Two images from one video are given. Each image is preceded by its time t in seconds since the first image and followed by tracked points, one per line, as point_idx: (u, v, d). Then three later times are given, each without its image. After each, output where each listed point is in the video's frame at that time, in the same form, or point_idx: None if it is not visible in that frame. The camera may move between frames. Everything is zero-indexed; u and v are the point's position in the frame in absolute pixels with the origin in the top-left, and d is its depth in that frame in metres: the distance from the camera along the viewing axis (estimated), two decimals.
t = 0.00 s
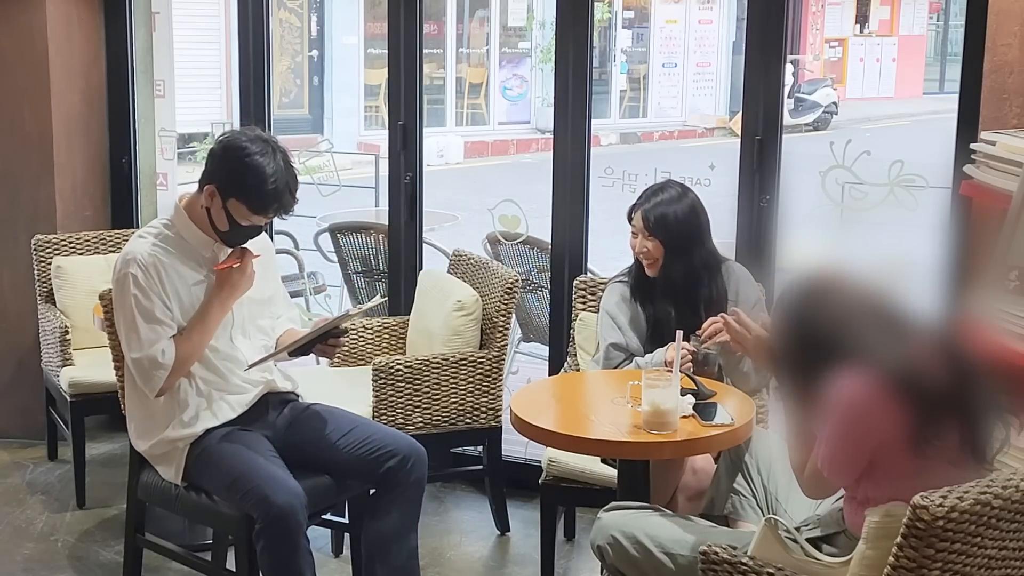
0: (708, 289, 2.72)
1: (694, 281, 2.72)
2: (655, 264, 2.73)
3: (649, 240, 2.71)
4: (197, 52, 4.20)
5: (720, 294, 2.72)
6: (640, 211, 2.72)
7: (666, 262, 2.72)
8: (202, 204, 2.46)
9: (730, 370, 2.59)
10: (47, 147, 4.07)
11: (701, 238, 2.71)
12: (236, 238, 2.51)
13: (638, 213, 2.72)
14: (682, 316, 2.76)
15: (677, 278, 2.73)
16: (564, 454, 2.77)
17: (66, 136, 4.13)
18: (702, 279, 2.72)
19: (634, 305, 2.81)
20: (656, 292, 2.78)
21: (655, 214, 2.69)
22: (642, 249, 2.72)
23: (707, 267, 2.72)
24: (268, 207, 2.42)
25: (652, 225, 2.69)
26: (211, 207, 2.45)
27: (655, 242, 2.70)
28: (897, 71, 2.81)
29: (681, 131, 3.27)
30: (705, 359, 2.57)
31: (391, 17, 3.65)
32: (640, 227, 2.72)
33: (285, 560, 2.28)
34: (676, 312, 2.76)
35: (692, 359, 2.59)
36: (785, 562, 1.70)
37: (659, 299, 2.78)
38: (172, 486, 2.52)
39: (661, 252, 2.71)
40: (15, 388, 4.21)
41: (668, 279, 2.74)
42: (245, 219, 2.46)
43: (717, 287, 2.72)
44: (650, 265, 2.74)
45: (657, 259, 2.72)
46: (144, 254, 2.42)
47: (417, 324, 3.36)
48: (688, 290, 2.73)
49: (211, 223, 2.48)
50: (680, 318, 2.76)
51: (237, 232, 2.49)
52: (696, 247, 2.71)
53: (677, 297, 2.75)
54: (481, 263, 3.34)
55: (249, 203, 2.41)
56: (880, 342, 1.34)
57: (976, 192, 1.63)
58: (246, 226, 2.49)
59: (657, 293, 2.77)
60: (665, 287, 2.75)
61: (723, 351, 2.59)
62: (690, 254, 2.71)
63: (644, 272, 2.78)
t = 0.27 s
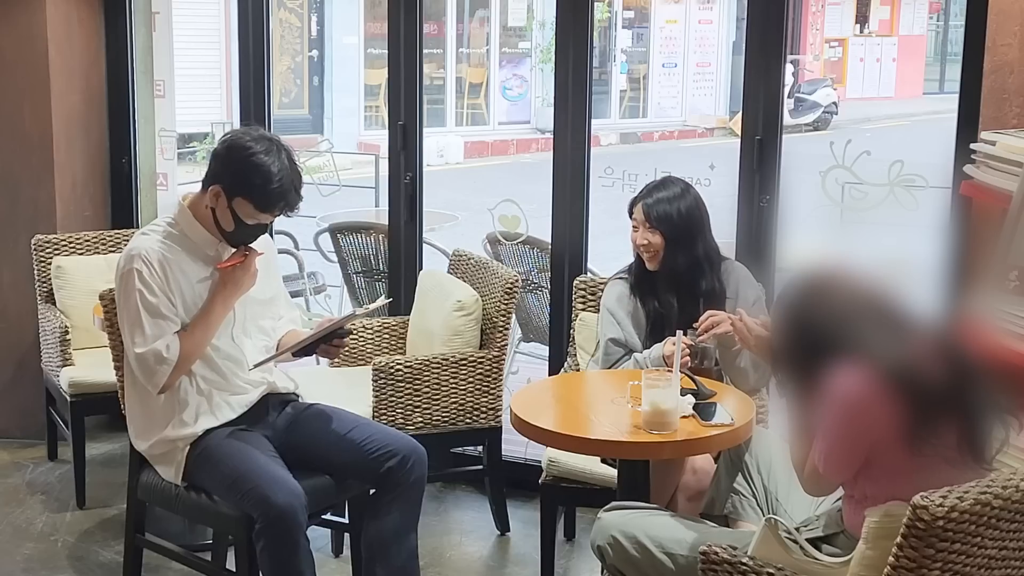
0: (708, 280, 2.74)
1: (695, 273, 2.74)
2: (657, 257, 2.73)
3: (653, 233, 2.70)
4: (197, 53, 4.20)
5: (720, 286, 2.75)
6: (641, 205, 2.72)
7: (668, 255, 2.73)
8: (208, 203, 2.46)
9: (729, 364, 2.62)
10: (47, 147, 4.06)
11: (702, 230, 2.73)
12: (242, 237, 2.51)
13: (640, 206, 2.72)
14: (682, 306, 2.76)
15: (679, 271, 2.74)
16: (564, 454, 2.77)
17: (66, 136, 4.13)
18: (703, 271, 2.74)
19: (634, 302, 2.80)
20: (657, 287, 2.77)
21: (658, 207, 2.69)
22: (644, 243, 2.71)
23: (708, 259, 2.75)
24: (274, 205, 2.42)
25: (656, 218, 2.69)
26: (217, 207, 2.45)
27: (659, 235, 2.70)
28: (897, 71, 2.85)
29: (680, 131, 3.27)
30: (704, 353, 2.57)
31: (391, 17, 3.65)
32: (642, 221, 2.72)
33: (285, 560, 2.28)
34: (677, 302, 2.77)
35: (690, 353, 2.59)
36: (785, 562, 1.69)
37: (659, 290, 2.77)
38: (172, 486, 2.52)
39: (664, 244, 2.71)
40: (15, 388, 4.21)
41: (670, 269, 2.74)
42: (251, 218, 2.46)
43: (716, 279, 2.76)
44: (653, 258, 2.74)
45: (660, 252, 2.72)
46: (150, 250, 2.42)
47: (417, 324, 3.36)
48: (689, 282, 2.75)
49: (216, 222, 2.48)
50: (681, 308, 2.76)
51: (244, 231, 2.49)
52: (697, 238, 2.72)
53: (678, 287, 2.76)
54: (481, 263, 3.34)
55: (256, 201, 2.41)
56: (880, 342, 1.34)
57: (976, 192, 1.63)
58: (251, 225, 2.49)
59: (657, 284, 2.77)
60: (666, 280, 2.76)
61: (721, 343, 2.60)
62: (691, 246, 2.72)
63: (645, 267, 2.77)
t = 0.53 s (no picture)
0: (707, 278, 2.74)
1: (694, 271, 2.74)
2: (656, 255, 2.73)
3: (652, 231, 2.71)
4: (197, 53, 4.20)
5: (719, 284, 2.75)
6: (641, 203, 2.73)
7: (667, 253, 2.73)
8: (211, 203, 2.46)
9: (727, 361, 2.62)
10: (47, 147, 4.06)
11: (702, 228, 2.72)
12: (252, 229, 2.50)
13: (640, 204, 2.73)
14: (681, 303, 2.76)
15: (678, 268, 2.73)
16: (564, 454, 2.77)
17: (66, 136, 4.13)
18: (702, 269, 2.74)
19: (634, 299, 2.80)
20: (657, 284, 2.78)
21: (657, 206, 2.70)
22: (643, 240, 2.72)
23: (708, 257, 2.74)
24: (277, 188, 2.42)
25: (655, 216, 2.69)
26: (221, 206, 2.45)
27: (658, 233, 2.70)
28: (897, 71, 2.84)
29: (681, 131, 3.27)
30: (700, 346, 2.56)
31: (391, 17, 3.65)
32: (642, 218, 2.72)
33: (285, 560, 2.28)
34: (675, 300, 2.76)
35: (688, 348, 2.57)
36: (785, 562, 1.70)
37: (658, 287, 2.77)
38: (172, 486, 2.52)
39: (663, 242, 2.71)
40: (15, 388, 4.21)
41: (669, 267, 2.74)
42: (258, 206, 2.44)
43: (716, 277, 2.75)
44: (652, 256, 2.74)
45: (660, 250, 2.72)
46: (155, 245, 2.42)
47: (417, 324, 3.36)
48: (688, 280, 2.74)
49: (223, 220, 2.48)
50: (679, 305, 2.76)
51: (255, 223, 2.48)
52: (697, 237, 2.72)
53: (676, 285, 2.76)
54: (481, 263, 3.34)
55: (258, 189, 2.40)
56: (880, 341, 1.34)
57: (976, 192, 1.63)
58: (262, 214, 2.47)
59: (657, 281, 2.77)
60: (665, 277, 2.76)
61: (718, 338, 2.60)
62: (690, 244, 2.72)
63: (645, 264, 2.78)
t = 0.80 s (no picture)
0: (706, 277, 2.73)
1: (692, 270, 2.74)
2: (655, 253, 2.73)
3: (652, 229, 2.71)
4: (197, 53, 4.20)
5: (718, 283, 2.74)
6: (641, 201, 2.73)
7: (666, 251, 2.73)
8: (215, 202, 2.49)
9: (727, 362, 2.62)
10: (47, 146, 4.06)
11: (702, 227, 2.72)
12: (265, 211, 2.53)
13: (639, 203, 2.73)
14: (679, 302, 2.76)
15: (677, 266, 2.73)
16: (564, 454, 2.77)
17: (66, 136, 4.13)
18: (701, 268, 2.73)
19: (633, 298, 2.81)
20: (655, 282, 2.78)
21: (657, 204, 2.69)
22: (643, 238, 2.72)
23: (707, 256, 2.74)
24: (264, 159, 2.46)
25: (654, 215, 2.69)
26: (228, 202, 2.49)
27: (656, 231, 2.70)
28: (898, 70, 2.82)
29: (681, 131, 3.27)
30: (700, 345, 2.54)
31: (391, 18, 3.65)
32: (641, 216, 2.72)
33: (285, 561, 2.28)
34: (674, 298, 2.76)
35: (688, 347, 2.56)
36: (785, 562, 1.70)
37: (658, 286, 2.77)
38: (172, 486, 2.52)
39: (662, 241, 2.71)
40: (15, 388, 4.21)
41: (668, 266, 2.74)
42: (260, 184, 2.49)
43: (715, 276, 2.74)
44: (652, 254, 2.74)
45: (659, 248, 2.73)
46: (177, 232, 2.44)
47: (417, 324, 3.36)
48: (687, 279, 2.74)
49: (233, 214, 2.51)
50: (678, 304, 2.76)
51: (266, 207, 2.51)
52: (696, 236, 2.72)
53: (675, 283, 2.75)
54: (481, 263, 3.34)
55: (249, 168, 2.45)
56: (885, 342, 1.33)
57: (976, 192, 1.63)
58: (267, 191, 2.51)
59: (656, 280, 2.78)
60: (664, 276, 2.76)
61: (718, 338, 2.59)
62: (689, 243, 2.72)
63: (644, 262, 2.78)
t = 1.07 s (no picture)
0: (705, 279, 2.73)
1: (691, 271, 2.73)
2: (656, 253, 2.73)
3: (653, 228, 2.71)
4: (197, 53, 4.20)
5: (717, 285, 2.74)
6: (643, 200, 2.73)
7: (666, 251, 2.72)
8: (228, 196, 2.52)
9: (727, 366, 2.64)
10: (47, 147, 4.06)
11: (703, 228, 2.72)
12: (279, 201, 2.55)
13: (642, 201, 2.72)
14: (678, 303, 2.76)
15: (676, 267, 2.73)
16: (564, 454, 2.77)
17: (66, 136, 4.13)
18: (700, 269, 2.73)
19: (632, 299, 2.81)
20: (654, 282, 2.78)
21: (658, 204, 2.69)
22: (643, 238, 2.72)
23: (707, 257, 2.74)
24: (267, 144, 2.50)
25: (655, 215, 2.69)
26: (242, 192, 2.51)
27: (657, 231, 2.70)
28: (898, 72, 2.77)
29: (680, 131, 3.27)
30: (700, 349, 2.55)
31: (391, 18, 3.65)
32: (643, 216, 2.72)
33: (285, 560, 2.28)
34: (673, 299, 2.76)
35: (688, 351, 2.57)
36: (785, 562, 1.70)
37: (657, 286, 2.77)
38: (172, 486, 2.52)
39: (663, 240, 2.71)
40: (15, 389, 4.21)
41: (668, 266, 2.74)
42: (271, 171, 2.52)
43: (714, 278, 2.74)
44: (652, 254, 2.74)
45: (659, 248, 2.72)
46: (190, 231, 2.45)
47: (417, 324, 3.36)
48: (686, 280, 2.74)
49: (246, 206, 2.53)
50: (677, 305, 2.76)
51: (280, 195, 2.54)
52: (697, 237, 2.72)
53: (674, 284, 2.75)
54: (481, 263, 3.34)
55: (254, 155, 2.49)
56: (889, 345, 1.32)
57: (975, 192, 1.63)
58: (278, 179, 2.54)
59: (655, 280, 2.77)
60: (663, 277, 2.75)
61: (717, 343, 2.61)
62: (689, 244, 2.72)
63: (644, 262, 2.78)
